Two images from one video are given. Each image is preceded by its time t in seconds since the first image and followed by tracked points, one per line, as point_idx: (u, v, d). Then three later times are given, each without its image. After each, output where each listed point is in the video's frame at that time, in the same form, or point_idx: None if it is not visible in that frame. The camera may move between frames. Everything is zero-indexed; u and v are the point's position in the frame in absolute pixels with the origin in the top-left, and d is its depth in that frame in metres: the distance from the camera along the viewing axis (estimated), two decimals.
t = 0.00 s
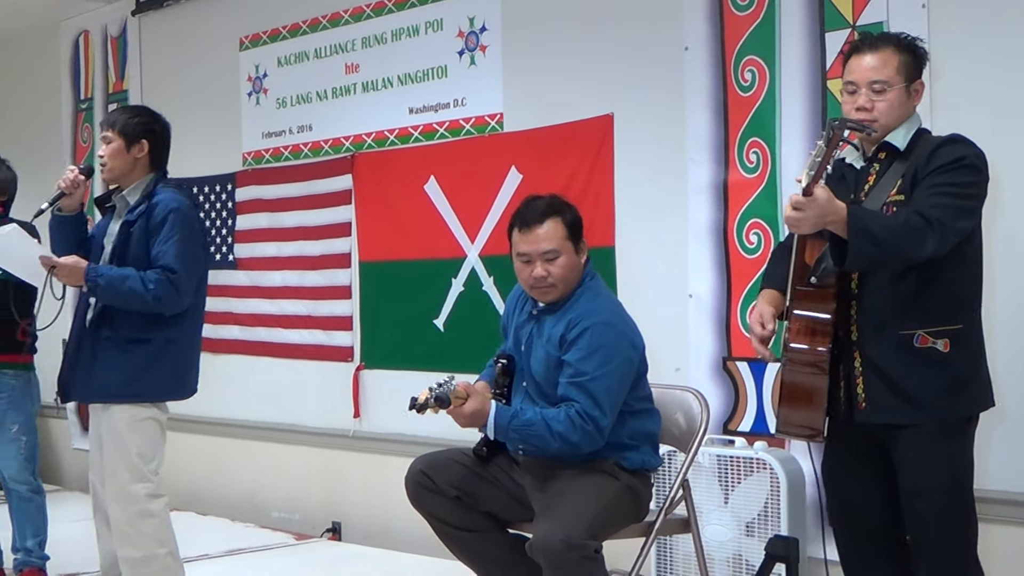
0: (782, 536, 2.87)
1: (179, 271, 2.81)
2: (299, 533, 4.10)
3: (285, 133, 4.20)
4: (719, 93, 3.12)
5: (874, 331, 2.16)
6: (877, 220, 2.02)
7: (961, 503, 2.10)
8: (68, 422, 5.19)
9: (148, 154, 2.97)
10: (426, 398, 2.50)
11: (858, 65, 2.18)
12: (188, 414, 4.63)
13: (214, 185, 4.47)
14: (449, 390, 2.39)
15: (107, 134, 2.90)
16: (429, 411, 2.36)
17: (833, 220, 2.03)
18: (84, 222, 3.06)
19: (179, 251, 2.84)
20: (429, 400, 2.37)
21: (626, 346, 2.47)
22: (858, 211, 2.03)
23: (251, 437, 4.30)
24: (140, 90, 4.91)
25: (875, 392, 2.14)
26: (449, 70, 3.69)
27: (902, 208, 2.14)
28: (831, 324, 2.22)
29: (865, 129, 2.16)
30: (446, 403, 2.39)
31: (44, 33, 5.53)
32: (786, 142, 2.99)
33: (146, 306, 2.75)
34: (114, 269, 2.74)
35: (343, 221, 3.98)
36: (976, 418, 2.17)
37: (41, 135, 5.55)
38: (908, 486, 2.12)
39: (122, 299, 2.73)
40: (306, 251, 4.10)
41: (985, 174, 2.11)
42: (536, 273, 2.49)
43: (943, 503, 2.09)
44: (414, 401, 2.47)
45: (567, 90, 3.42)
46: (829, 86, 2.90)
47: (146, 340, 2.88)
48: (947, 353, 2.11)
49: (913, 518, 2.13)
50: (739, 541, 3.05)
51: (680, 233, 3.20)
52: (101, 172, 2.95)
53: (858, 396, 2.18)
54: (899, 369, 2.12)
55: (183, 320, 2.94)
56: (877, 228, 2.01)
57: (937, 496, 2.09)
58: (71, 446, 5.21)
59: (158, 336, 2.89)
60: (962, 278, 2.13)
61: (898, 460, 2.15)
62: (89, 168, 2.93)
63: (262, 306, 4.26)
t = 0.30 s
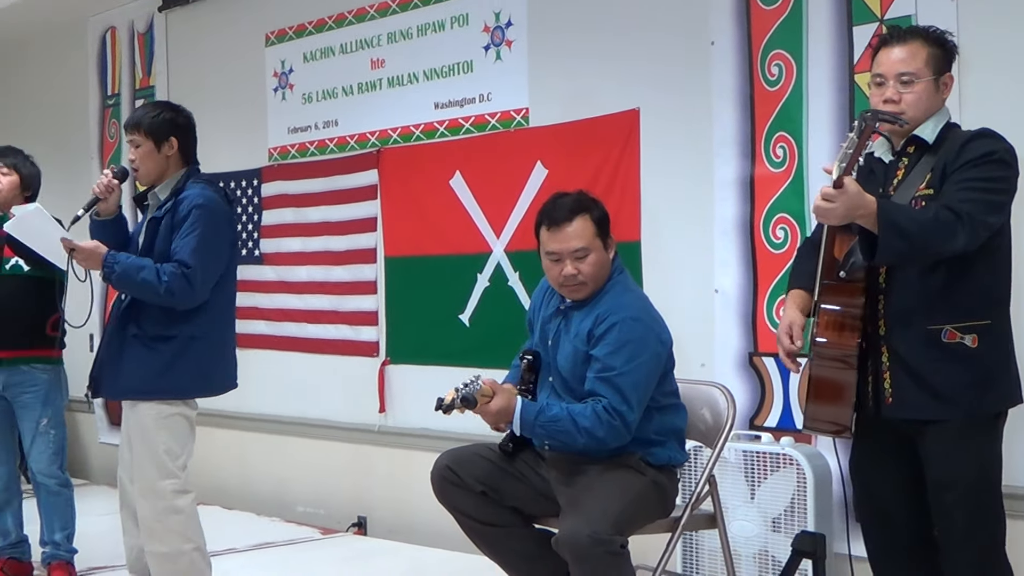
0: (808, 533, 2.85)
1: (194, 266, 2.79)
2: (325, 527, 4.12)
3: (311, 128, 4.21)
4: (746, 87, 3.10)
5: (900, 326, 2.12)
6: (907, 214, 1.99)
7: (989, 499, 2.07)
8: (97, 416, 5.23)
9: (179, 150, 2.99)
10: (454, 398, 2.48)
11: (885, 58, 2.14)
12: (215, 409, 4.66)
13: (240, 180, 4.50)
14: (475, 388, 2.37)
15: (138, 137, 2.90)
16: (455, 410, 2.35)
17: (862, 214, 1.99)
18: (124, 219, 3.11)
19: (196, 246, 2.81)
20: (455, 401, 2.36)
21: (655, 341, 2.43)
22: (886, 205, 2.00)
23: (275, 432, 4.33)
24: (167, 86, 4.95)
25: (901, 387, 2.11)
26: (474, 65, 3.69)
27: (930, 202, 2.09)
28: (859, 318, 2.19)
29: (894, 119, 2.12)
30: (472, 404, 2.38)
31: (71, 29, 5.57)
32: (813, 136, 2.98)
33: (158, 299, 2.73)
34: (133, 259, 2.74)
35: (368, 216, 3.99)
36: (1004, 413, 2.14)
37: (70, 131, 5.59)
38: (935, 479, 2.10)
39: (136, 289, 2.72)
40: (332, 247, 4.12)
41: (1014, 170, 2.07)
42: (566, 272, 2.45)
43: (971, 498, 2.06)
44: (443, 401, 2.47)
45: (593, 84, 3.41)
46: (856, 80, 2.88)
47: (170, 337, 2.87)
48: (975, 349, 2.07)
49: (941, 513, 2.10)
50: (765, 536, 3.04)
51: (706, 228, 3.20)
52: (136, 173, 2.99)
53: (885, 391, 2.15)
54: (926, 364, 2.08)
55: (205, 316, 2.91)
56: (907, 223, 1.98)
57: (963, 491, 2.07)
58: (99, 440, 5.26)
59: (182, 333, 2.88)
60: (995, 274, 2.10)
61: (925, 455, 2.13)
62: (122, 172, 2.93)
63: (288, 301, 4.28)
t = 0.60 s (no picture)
0: (836, 528, 2.84)
1: (198, 258, 2.76)
2: (350, 521, 4.15)
3: (338, 123, 4.23)
4: (773, 81, 3.09)
5: (929, 320, 2.09)
6: (936, 202, 1.95)
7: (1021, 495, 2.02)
8: (124, 410, 5.28)
9: (197, 146, 2.97)
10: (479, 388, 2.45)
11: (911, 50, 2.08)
12: (241, 403, 4.70)
13: (266, 175, 4.53)
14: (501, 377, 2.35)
15: (156, 136, 2.89)
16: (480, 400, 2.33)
17: (891, 203, 1.96)
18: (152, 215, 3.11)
19: (202, 238, 2.79)
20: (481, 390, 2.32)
21: (680, 335, 2.38)
22: (920, 193, 1.97)
23: (302, 427, 4.36)
24: (193, 82, 5.00)
25: (931, 383, 2.08)
26: (500, 59, 3.70)
27: (958, 193, 2.07)
28: (886, 313, 2.17)
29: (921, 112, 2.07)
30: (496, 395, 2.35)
31: (99, 25, 5.62)
32: (840, 130, 2.95)
33: (162, 289, 2.73)
34: (141, 249, 2.76)
35: (395, 211, 4.01)
36: None
37: (99, 126, 5.65)
38: (963, 475, 2.07)
39: (141, 279, 2.73)
40: (358, 241, 4.14)
41: None
42: (593, 268, 2.43)
43: (999, 493, 2.02)
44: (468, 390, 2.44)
45: (619, 79, 3.41)
46: (884, 73, 2.85)
47: (183, 331, 2.87)
48: (1003, 343, 2.02)
49: (969, 509, 2.07)
50: (792, 532, 3.03)
51: (732, 222, 3.19)
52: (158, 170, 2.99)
53: (912, 385, 2.12)
54: (953, 359, 2.05)
55: (214, 308, 2.89)
56: (939, 212, 1.94)
57: (992, 487, 2.03)
58: (127, 434, 5.31)
59: (195, 325, 2.87)
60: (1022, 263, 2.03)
61: (954, 450, 2.09)
62: (146, 171, 2.96)
63: (316, 296, 4.31)
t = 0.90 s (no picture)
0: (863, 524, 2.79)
1: (225, 256, 2.76)
2: (376, 517, 4.17)
3: (363, 120, 4.25)
4: (799, 76, 3.07)
5: (954, 316, 2.05)
6: (960, 198, 1.93)
7: None
8: (151, 405, 5.32)
9: (219, 146, 2.94)
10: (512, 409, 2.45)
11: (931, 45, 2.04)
12: (267, 399, 4.73)
13: (292, 171, 4.56)
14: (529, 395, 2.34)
15: (178, 138, 2.85)
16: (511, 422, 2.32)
17: (913, 200, 1.94)
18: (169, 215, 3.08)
19: (230, 236, 2.79)
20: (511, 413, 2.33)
21: (712, 342, 2.33)
22: (942, 190, 1.94)
23: (328, 423, 4.39)
24: (219, 79, 5.03)
25: (956, 378, 2.04)
26: (525, 55, 3.69)
27: (982, 189, 2.02)
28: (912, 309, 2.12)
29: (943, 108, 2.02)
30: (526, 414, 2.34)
31: (125, 22, 5.66)
32: (867, 126, 2.94)
33: (189, 286, 2.72)
34: (168, 246, 2.74)
35: (419, 207, 4.02)
36: None
37: (125, 123, 5.69)
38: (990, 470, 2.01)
39: (168, 276, 2.72)
40: (383, 237, 4.16)
41: None
42: (626, 268, 2.35)
43: None
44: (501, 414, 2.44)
45: (644, 74, 3.40)
46: (911, 68, 2.83)
47: (209, 327, 2.86)
48: None
49: (997, 505, 2.01)
50: (818, 529, 3.02)
51: (758, 218, 3.18)
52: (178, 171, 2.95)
53: (938, 381, 2.08)
54: (979, 354, 2.01)
55: (239, 305, 2.89)
56: (962, 207, 1.92)
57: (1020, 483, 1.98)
58: (153, 429, 5.35)
59: (221, 322, 2.87)
60: None
61: (980, 446, 2.04)
62: (167, 173, 2.92)
63: (340, 292, 4.34)
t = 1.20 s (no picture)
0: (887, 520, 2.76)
1: (264, 249, 2.79)
2: (399, 512, 4.20)
3: (385, 115, 4.26)
4: (823, 70, 3.05)
5: (976, 311, 2.02)
6: (984, 196, 1.88)
7: None
8: (175, 400, 5.36)
9: (247, 141, 2.97)
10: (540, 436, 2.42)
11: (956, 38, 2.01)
12: (290, 394, 4.76)
13: (314, 167, 4.59)
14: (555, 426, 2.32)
15: (208, 131, 2.88)
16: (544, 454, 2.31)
17: (936, 197, 1.88)
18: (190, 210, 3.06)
19: (266, 230, 2.81)
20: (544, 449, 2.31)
21: (750, 355, 2.31)
22: (965, 185, 1.89)
23: (351, 419, 4.41)
24: (242, 74, 5.05)
25: (979, 373, 2.01)
26: (548, 50, 3.69)
27: (1008, 185, 1.96)
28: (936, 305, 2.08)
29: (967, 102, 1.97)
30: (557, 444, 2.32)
31: (149, 18, 5.70)
32: (892, 120, 2.91)
33: (228, 279, 2.73)
34: (204, 238, 2.74)
35: (442, 203, 4.04)
36: None
37: (149, 119, 5.73)
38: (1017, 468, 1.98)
39: (206, 269, 2.72)
40: (405, 233, 4.18)
41: None
42: (678, 270, 2.30)
43: None
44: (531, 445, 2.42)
45: (667, 69, 3.40)
46: (936, 62, 2.80)
47: (241, 321, 2.88)
48: None
49: None
50: (843, 524, 3.00)
51: (782, 212, 3.17)
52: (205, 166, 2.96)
53: (961, 377, 2.05)
54: (1004, 350, 1.98)
55: (271, 299, 2.91)
56: (986, 204, 1.87)
57: None
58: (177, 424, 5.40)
59: (252, 315, 2.88)
60: None
61: (1006, 442, 2.01)
62: (194, 166, 2.95)
63: (363, 288, 4.36)
